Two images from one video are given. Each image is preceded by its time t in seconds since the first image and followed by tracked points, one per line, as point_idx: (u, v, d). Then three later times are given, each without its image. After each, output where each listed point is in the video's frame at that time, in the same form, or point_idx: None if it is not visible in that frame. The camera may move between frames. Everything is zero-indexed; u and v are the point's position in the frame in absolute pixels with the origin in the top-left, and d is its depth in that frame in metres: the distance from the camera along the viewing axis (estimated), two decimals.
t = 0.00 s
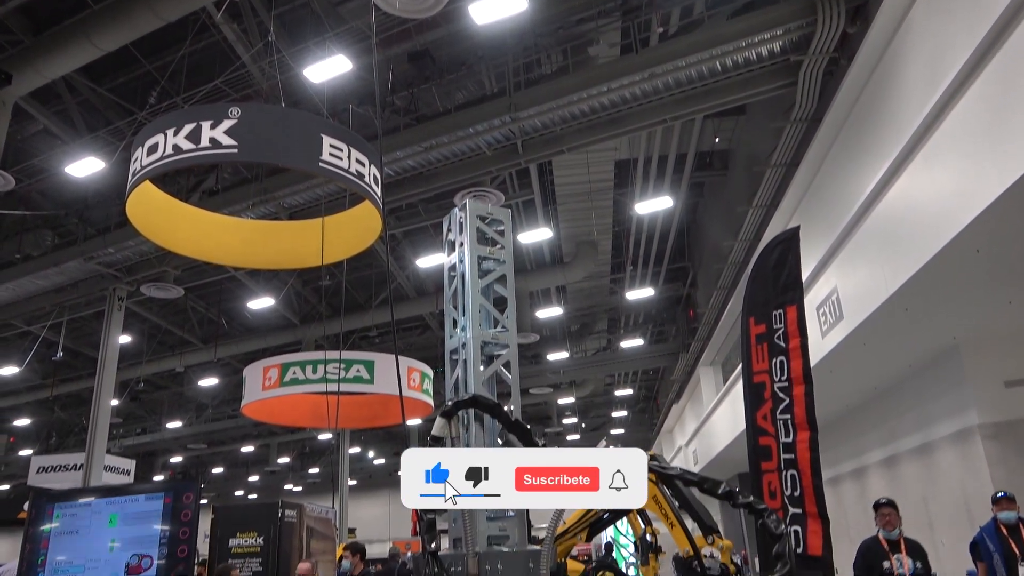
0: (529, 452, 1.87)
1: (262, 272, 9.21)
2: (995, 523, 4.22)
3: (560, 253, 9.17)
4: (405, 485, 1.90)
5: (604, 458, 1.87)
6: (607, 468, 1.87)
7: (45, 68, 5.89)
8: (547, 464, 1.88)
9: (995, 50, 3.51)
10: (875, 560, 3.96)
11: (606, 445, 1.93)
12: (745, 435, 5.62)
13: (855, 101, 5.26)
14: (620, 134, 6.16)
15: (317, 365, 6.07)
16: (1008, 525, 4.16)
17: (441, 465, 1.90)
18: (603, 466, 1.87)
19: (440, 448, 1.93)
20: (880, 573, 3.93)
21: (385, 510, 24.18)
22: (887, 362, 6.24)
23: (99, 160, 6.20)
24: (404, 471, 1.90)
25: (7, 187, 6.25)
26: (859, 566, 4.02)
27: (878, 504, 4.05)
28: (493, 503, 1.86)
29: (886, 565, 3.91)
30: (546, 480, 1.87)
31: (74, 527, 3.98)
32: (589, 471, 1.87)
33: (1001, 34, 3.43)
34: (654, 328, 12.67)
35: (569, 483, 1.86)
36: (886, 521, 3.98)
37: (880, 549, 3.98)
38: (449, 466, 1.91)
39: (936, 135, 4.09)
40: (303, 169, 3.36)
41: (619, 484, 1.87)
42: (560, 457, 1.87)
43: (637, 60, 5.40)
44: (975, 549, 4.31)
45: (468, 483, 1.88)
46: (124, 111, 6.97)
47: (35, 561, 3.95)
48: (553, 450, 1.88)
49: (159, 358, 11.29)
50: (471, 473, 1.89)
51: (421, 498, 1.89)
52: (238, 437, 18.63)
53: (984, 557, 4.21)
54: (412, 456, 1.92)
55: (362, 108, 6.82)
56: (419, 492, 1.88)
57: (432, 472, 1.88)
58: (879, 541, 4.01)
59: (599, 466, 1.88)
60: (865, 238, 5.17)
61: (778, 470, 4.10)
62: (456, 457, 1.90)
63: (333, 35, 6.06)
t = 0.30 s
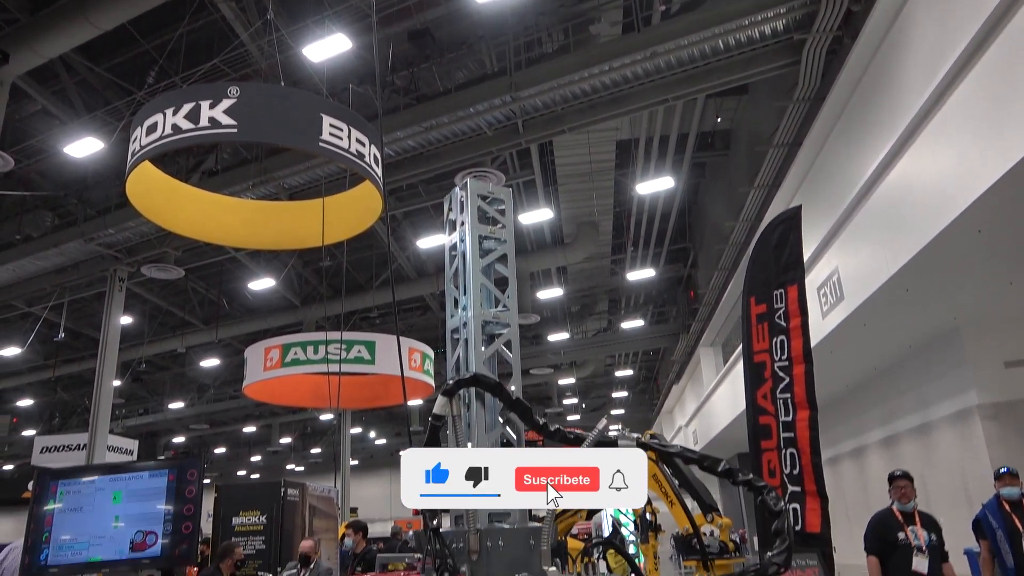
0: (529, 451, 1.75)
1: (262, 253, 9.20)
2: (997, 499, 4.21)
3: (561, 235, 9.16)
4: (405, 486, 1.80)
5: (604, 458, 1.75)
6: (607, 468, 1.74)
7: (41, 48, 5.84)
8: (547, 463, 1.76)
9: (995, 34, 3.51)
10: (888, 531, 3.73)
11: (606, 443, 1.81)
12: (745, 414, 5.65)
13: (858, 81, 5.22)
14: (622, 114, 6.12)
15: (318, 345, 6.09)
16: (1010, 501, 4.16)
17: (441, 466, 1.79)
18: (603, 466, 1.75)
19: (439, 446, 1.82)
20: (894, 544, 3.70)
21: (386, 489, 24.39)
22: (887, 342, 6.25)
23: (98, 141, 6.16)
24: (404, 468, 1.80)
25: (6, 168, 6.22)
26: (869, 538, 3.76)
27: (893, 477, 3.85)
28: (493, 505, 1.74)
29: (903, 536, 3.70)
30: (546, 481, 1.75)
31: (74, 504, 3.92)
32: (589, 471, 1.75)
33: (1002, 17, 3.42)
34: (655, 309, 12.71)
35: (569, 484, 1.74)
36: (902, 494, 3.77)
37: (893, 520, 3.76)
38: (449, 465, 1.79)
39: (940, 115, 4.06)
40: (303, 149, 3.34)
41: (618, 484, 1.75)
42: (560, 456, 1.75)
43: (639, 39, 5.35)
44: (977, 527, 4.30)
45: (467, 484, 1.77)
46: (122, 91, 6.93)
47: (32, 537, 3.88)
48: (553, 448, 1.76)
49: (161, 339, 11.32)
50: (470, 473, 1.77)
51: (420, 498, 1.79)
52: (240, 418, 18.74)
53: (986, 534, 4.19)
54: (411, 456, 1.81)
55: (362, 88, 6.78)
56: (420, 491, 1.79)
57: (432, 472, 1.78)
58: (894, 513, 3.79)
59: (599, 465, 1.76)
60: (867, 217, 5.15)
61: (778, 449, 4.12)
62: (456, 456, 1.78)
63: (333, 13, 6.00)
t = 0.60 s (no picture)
0: (530, 452, 1.78)
1: (262, 234, 9.19)
2: (1001, 473, 4.22)
3: (562, 215, 9.15)
4: (405, 487, 1.82)
5: (605, 458, 1.80)
6: (608, 468, 1.79)
7: (37, 26, 5.79)
8: (548, 463, 1.80)
9: (995, 16, 3.51)
10: (898, 507, 3.87)
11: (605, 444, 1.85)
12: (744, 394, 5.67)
13: (861, 60, 5.18)
14: (623, 93, 6.08)
15: (318, 326, 6.10)
16: (1014, 475, 4.18)
17: (441, 466, 1.81)
18: (603, 466, 1.80)
19: (439, 446, 1.84)
20: (904, 519, 3.85)
21: (387, 469, 24.58)
22: (886, 322, 6.28)
23: (95, 120, 6.13)
24: (404, 469, 1.82)
25: (4, 148, 6.20)
26: (880, 512, 3.92)
27: (904, 452, 4.02)
28: (494, 504, 1.77)
29: (913, 511, 3.83)
30: (548, 481, 1.78)
31: (78, 482, 3.79)
32: (589, 471, 1.79)
33: (1001, 2, 3.42)
34: (655, 290, 12.72)
35: (569, 485, 1.78)
36: (912, 468, 3.93)
37: (904, 493, 3.90)
38: (449, 465, 1.81)
39: (943, 96, 4.04)
40: (303, 129, 3.33)
41: (619, 484, 1.79)
42: (560, 457, 1.79)
43: (640, 17, 5.30)
44: (979, 501, 4.31)
45: (467, 483, 1.79)
46: (120, 70, 6.88)
47: (37, 513, 3.77)
48: (554, 449, 1.79)
49: (162, 320, 11.35)
50: (470, 473, 1.80)
51: (420, 498, 1.80)
52: (241, 399, 18.82)
53: (988, 507, 4.22)
54: (411, 456, 1.82)
55: (361, 67, 6.74)
56: (420, 491, 1.80)
57: (432, 472, 1.79)
58: (904, 488, 3.93)
59: (599, 465, 1.80)
60: (868, 197, 5.14)
61: (776, 428, 4.14)
62: (456, 456, 1.80)
63: None
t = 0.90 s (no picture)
0: (531, 453, 1.85)
1: (261, 214, 9.16)
2: (1008, 450, 4.22)
3: (561, 195, 9.12)
4: (405, 486, 1.87)
5: (603, 459, 1.88)
6: (605, 469, 1.87)
7: (32, 3, 5.73)
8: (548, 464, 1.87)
9: None
10: (910, 487, 3.72)
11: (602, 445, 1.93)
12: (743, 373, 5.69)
13: (863, 39, 5.15)
14: (624, 72, 6.03)
15: (318, 306, 6.11)
16: (1020, 450, 4.18)
17: (440, 466, 1.87)
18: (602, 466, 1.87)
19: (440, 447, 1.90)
20: (915, 500, 3.70)
21: (388, 448, 24.72)
22: (885, 303, 6.30)
23: (92, 99, 6.09)
24: (405, 470, 1.87)
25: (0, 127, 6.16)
26: (891, 492, 3.77)
27: (915, 430, 3.87)
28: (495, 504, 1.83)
29: (925, 492, 3.68)
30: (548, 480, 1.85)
31: (80, 461, 3.70)
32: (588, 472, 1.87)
33: None
34: (655, 270, 12.71)
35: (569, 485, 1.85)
36: (924, 447, 3.77)
37: (915, 474, 3.75)
38: (450, 465, 1.87)
39: (945, 76, 4.02)
40: (301, 107, 3.31)
41: (617, 484, 1.88)
42: (560, 458, 1.86)
43: None
44: (984, 477, 4.32)
45: (467, 484, 1.85)
46: (116, 49, 6.82)
47: (39, 495, 3.65)
48: (554, 450, 1.87)
49: (161, 300, 11.35)
50: (471, 473, 1.86)
51: (421, 497, 1.87)
52: (241, 379, 18.88)
53: (994, 483, 4.23)
54: (411, 456, 1.88)
55: (359, 45, 6.68)
56: (421, 491, 1.86)
57: (432, 472, 1.85)
58: (916, 468, 3.78)
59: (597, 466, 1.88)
60: (868, 178, 5.14)
61: (774, 406, 4.16)
62: (457, 456, 1.87)
63: None
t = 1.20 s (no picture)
0: (534, 453, 1.77)
1: (259, 194, 9.14)
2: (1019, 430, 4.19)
3: (561, 175, 9.09)
4: (405, 484, 1.80)
5: (603, 459, 1.80)
6: (605, 469, 1.80)
7: None
8: (552, 463, 1.79)
9: None
10: (922, 471, 3.66)
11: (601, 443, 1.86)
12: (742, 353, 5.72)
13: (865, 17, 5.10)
14: (625, 51, 5.97)
15: (318, 287, 6.11)
16: None
17: (441, 466, 1.79)
18: (602, 466, 1.80)
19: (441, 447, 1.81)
20: (928, 483, 3.64)
21: (387, 428, 24.85)
22: (884, 281, 6.34)
23: (88, 77, 6.04)
24: (404, 469, 1.80)
25: None
26: (902, 475, 3.72)
27: (925, 411, 3.79)
28: (495, 504, 1.75)
29: (938, 474, 3.62)
30: (551, 480, 1.77)
31: (81, 438, 3.70)
32: (587, 472, 1.80)
33: None
34: (654, 251, 12.71)
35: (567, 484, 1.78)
36: (936, 428, 3.72)
37: (927, 457, 3.68)
38: (450, 464, 1.79)
39: (947, 54, 3.99)
40: (300, 86, 3.27)
41: (616, 484, 1.81)
42: (561, 457, 1.78)
43: None
44: (993, 458, 4.29)
45: (467, 484, 1.77)
46: (112, 26, 6.75)
47: (41, 471, 3.66)
48: (556, 451, 1.79)
49: (160, 280, 11.35)
50: (470, 473, 1.77)
51: (423, 497, 1.79)
52: (241, 359, 18.93)
53: (1004, 464, 4.21)
54: (412, 456, 1.80)
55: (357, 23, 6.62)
56: (422, 490, 1.78)
57: (432, 472, 1.77)
58: (927, 450, 3.71)
59: (596, 465, 1.81)
60: (868, 157, 5.13)
61: (772, 384, 4.18)
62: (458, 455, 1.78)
63: None
